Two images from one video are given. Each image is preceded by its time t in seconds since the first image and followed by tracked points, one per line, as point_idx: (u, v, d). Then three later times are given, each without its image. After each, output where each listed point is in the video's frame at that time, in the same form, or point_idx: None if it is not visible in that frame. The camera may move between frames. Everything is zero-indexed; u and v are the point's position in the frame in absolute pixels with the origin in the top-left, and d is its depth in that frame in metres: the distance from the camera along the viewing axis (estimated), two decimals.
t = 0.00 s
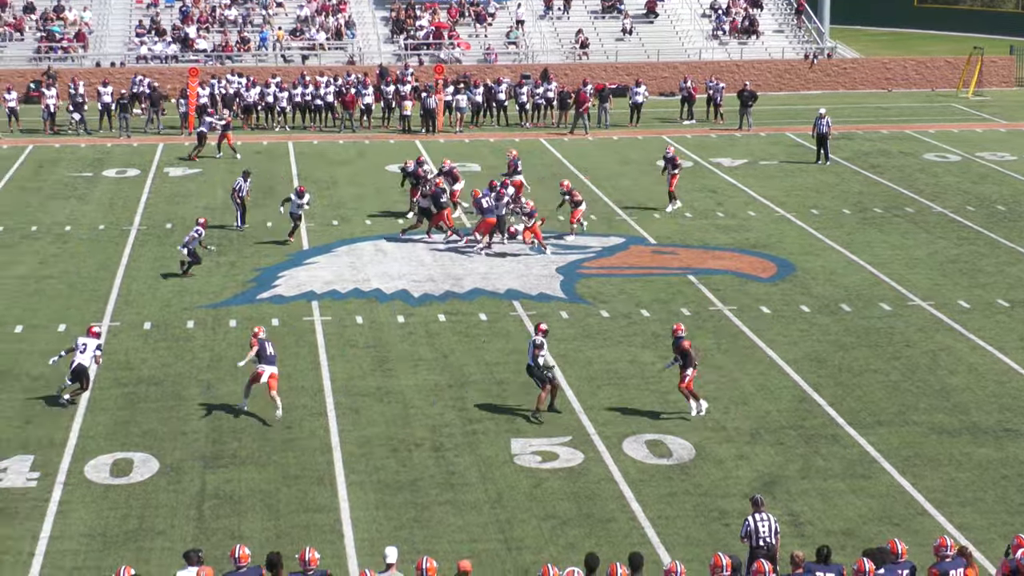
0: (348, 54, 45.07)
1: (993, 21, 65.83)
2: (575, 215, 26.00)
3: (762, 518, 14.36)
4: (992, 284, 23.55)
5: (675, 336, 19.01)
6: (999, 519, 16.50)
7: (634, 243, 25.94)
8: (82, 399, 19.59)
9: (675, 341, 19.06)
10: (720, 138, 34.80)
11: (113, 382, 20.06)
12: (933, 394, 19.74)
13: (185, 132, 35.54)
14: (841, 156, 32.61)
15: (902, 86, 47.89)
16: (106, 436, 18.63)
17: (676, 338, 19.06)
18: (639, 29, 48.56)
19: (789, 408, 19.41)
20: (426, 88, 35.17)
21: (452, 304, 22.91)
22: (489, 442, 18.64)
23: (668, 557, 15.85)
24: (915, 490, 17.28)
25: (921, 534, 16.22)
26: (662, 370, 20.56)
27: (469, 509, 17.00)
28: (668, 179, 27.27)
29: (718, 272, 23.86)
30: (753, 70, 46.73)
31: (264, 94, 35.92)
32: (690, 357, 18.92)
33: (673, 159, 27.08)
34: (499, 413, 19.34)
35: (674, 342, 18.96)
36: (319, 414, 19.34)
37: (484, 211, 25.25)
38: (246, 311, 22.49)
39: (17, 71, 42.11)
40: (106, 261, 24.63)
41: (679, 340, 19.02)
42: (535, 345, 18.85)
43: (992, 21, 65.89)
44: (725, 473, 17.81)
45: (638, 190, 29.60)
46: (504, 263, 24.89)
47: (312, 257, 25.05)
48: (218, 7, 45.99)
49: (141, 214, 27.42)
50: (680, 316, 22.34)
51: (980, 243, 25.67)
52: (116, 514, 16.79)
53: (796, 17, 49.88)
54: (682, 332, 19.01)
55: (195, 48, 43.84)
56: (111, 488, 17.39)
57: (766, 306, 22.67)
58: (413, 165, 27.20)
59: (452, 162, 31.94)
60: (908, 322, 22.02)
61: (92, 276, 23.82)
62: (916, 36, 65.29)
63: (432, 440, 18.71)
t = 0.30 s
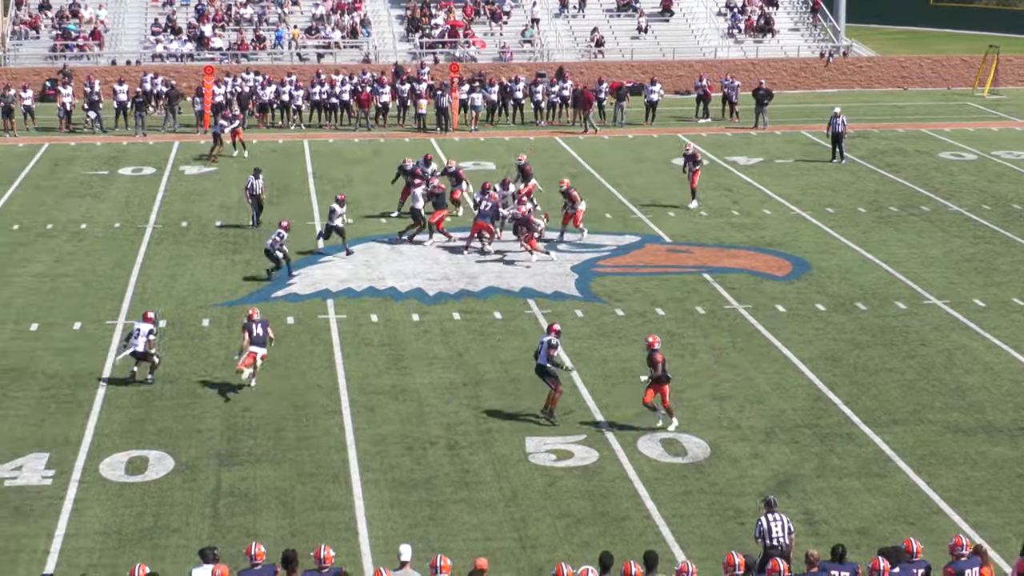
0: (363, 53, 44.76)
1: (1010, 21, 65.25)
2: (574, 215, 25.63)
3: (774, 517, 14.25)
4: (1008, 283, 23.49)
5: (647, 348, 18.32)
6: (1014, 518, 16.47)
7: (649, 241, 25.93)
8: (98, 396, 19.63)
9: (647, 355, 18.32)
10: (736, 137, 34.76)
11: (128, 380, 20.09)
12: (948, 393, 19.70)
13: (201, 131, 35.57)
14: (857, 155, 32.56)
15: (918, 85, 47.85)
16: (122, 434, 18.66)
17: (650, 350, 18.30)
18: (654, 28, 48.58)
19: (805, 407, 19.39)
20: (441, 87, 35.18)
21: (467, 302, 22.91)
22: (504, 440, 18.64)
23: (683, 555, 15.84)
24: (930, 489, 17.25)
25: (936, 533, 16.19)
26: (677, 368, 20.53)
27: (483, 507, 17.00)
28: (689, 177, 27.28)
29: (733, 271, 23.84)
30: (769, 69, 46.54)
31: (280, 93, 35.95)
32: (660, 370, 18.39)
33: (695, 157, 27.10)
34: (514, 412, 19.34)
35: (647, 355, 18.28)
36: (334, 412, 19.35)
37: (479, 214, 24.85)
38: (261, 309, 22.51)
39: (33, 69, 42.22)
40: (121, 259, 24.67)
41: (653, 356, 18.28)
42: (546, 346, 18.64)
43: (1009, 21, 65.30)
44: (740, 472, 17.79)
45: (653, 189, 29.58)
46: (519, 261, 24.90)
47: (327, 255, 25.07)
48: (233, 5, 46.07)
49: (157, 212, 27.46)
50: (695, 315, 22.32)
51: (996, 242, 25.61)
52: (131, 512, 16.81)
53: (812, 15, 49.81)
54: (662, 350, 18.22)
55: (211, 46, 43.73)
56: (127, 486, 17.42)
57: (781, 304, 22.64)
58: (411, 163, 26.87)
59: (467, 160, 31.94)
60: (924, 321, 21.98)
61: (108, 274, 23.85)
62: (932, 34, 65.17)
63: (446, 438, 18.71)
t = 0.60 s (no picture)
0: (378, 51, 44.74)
1: None
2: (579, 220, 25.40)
3: (764, 520, 14.17)
4: None
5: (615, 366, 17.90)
6: None
7: (664, 239, 25.91)
8: (113, 393, 19.65)
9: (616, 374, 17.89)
10: (751, 135, 34.72)
11: (144, 377, 20.11)
12: (963, 392, 19.66)
13: (216, 129, 35.61)
14: (872, 153, 32.51)
15: (934, 83, 47.64)
16: (137, 431, 18.67)
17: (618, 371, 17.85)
18: (669, 26, 48.57)
19: (820, 406, 19.36)
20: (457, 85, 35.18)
21: (481, 300, 22.91)
22: (518, 439, 18.63)
23: (697, 554, 15.83)
24: (945, 488, 17.22)
25: (951, 532, 16.16)
26: (692, 367, 20.51)
27: (498, 505, 17.00)
28: (709, 176, 27.31)
29: (748, 269, 23.81)
30: (785, 67, 46.47)
31: (295, 91, 35.98)
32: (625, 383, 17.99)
33: (714, 155, 27.09)
34: (528, 410, 19.34)
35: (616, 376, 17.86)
36: (349, 410, 19.36)
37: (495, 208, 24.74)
38: (276, 307, 22.53)
39: (49, 67, 42.32)
40: (136, 257, 24.69)
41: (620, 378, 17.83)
42: (552, 358, 18.32)
43: None
44: (755, 471, 17.77)
45: (668, 187, 29.55)
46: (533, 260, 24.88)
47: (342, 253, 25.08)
48: (249, 4, 46.12)
49: (172, 210, 27.48)
50: (710, 314, 22.30)
51: (1012, 241, 25.56)
52: (146, 509, 16.83)
53: (828, 13, 49.70)
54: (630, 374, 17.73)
55: (226, 44, 43.78)
56: (142, 483, 17.43)
57: (796, 303, 22.61)
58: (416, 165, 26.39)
59: (481, 159, 31.94)
60: (939, 320, 21.94)
61: (123, 272, 23.88)
62: (947, 33, 65.01)
63: (461, 436, 18.71)
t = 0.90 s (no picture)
0: (396, 48, 44.94)
1: None
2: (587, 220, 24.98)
3: (751, 510, 14.24)
4: None
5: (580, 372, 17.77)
6: None
7: (682, 236, 25.88)
8: (131, 388, 19.69)
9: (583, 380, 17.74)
10: (770, 132, 34.67)
11: (162, 372, 20.16)
12: (981, 390, 19.61)
13: (235, 125, 35.66)
14: (892, 151, 32.44)
15: (953, 81, 47.46)
16: (155, 427, 18.71)
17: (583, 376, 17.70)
18: (688, 23, 48.52)
19: (837, 404, 19.33)
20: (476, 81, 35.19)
21: (499, 297, 22.91)
22: (535, 436, 18.63)
23: (714, 552, 15.80)
24: (963, 486, 17.19)
25: (969, 531, 16.12)
26: (710, 364, 20.48)
27: (515, 502, 17.00)
28: (730, 173, 27.27)
29: (766, 266, 23.77)
30: (803, 64, 46.44)
31: (313, 87, 36.04)
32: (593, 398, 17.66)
33: (736, 152, 27.06)
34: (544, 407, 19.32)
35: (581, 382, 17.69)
36: (366, 406, 19.38)
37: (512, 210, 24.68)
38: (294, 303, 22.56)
39: (68, 63, 42.43)
40: (155, 252, 24.74)
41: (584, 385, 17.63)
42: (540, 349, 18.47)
43: None
44: (773, 468, 17.74)
45: (686, 184, 29.51)
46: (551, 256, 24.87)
47: (360, 250, 25.10)
48: None
49: (190, 206, 27.52)
50: (728, 311, 22.27)
51: None
52: (164, 504, 16.87)
53: (847, 10, 49.45)
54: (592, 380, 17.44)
55: (245, 41, 44.06)
56: (160, 478, 17.47)
57: (814, 301, 22.57)
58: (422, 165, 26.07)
59: (500, 155, 31.95)
60: (958, 318, 21.88)
61: (142, 268, 23.93)
62: (966, 30, 64.78)
63: (478, 433, 18.72)
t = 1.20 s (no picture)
0: (423, 43, 44.95)
1: None
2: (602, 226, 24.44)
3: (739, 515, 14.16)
4: None
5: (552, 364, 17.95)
6: None
7: (708, 233, 25.85)
8: (158, 383, 19.72)
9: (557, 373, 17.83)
10: (797, 128, 34.61)
11: (189, 367, 20.19)
12: (1010, 387, 19.56)
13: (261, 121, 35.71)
14: (919, 147, 32.37)
15: (980, 77, 47.47)
16: (182, 422, 18.74)
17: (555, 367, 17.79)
18: (715, 18, 48.46)
19: (865, 400, 19.29)
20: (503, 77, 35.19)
21: (525, 293, 22.90)
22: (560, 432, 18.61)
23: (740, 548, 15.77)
24: (990, 483, 17.14)
25: (996, 528, 16.08)
26: (736, 361, 20.46)
27: (541, 498, 16.99)
28: (755, 170, 27.19)
29: (793, 263, 23.73)
30: (831, 60, 46.40)
31: (340, 83, 36.09)
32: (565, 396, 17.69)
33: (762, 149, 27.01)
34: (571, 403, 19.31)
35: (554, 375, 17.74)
36: (393, 402, 19.40)
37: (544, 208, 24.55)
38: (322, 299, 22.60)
39: (95, 58, 42.48)
40: (182, 248, 24.78)
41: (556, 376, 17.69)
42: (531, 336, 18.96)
43: None
44: (799, 465, 17.71)
45: (713, 180, 29.47)
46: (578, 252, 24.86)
47: (388, 245, 25.14)
48: None
49: (217, 202, 27.56)
50: (755, 307, 22.24)
51: None
52: (191, 499, 16.89)
53: (874, 6, 49.21)
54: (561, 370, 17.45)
55: (272, 36, 44.03)
56: (187, 473, 17.50)
57: (841, 297, 22.52)
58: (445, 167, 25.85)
59: (525, 151, 31.95)
60: (985, 315, 21.83)
61: (169, 263, 23.97)
62: (995, 25, 64.51)
63: (504, 429, 18.72)
